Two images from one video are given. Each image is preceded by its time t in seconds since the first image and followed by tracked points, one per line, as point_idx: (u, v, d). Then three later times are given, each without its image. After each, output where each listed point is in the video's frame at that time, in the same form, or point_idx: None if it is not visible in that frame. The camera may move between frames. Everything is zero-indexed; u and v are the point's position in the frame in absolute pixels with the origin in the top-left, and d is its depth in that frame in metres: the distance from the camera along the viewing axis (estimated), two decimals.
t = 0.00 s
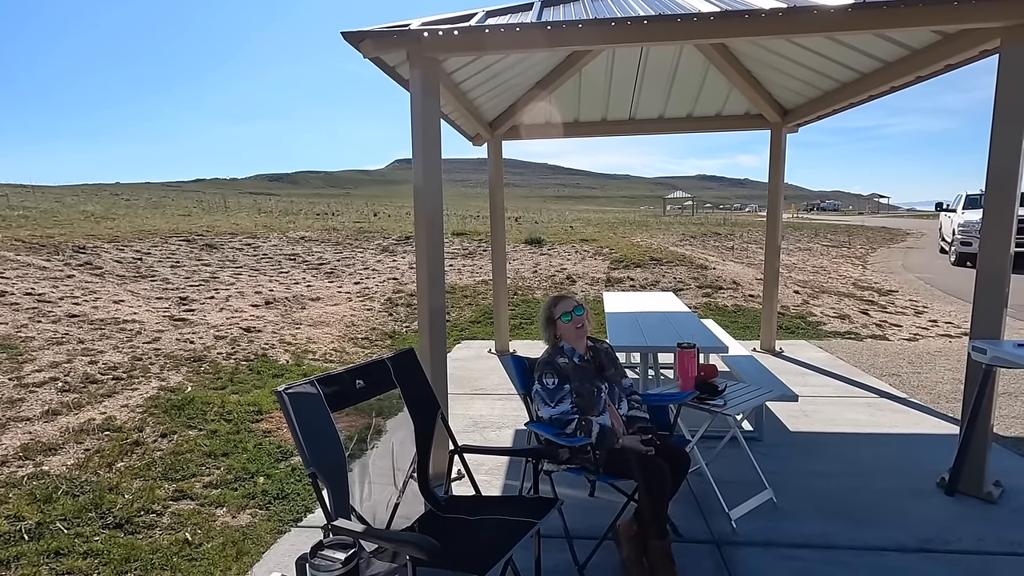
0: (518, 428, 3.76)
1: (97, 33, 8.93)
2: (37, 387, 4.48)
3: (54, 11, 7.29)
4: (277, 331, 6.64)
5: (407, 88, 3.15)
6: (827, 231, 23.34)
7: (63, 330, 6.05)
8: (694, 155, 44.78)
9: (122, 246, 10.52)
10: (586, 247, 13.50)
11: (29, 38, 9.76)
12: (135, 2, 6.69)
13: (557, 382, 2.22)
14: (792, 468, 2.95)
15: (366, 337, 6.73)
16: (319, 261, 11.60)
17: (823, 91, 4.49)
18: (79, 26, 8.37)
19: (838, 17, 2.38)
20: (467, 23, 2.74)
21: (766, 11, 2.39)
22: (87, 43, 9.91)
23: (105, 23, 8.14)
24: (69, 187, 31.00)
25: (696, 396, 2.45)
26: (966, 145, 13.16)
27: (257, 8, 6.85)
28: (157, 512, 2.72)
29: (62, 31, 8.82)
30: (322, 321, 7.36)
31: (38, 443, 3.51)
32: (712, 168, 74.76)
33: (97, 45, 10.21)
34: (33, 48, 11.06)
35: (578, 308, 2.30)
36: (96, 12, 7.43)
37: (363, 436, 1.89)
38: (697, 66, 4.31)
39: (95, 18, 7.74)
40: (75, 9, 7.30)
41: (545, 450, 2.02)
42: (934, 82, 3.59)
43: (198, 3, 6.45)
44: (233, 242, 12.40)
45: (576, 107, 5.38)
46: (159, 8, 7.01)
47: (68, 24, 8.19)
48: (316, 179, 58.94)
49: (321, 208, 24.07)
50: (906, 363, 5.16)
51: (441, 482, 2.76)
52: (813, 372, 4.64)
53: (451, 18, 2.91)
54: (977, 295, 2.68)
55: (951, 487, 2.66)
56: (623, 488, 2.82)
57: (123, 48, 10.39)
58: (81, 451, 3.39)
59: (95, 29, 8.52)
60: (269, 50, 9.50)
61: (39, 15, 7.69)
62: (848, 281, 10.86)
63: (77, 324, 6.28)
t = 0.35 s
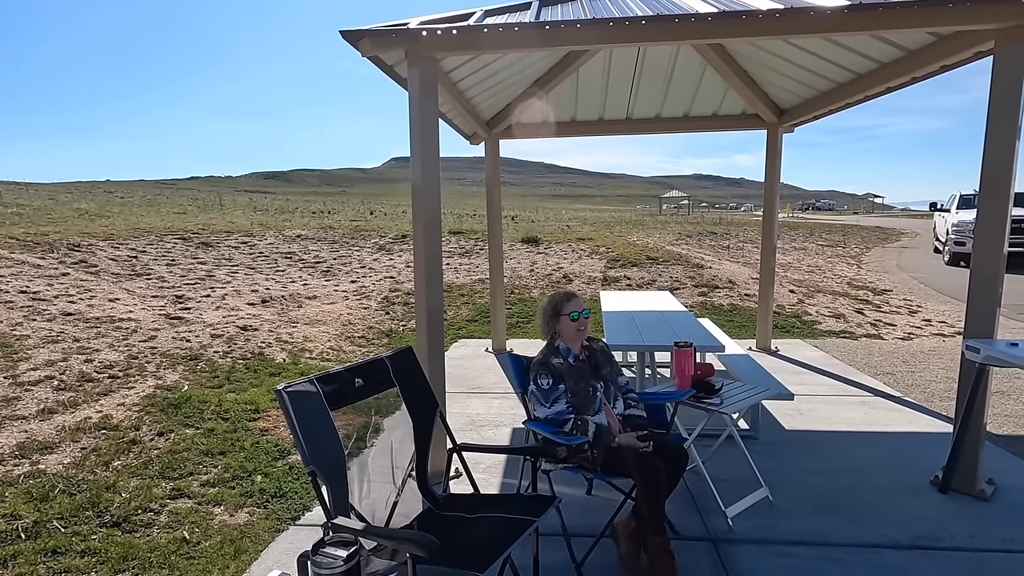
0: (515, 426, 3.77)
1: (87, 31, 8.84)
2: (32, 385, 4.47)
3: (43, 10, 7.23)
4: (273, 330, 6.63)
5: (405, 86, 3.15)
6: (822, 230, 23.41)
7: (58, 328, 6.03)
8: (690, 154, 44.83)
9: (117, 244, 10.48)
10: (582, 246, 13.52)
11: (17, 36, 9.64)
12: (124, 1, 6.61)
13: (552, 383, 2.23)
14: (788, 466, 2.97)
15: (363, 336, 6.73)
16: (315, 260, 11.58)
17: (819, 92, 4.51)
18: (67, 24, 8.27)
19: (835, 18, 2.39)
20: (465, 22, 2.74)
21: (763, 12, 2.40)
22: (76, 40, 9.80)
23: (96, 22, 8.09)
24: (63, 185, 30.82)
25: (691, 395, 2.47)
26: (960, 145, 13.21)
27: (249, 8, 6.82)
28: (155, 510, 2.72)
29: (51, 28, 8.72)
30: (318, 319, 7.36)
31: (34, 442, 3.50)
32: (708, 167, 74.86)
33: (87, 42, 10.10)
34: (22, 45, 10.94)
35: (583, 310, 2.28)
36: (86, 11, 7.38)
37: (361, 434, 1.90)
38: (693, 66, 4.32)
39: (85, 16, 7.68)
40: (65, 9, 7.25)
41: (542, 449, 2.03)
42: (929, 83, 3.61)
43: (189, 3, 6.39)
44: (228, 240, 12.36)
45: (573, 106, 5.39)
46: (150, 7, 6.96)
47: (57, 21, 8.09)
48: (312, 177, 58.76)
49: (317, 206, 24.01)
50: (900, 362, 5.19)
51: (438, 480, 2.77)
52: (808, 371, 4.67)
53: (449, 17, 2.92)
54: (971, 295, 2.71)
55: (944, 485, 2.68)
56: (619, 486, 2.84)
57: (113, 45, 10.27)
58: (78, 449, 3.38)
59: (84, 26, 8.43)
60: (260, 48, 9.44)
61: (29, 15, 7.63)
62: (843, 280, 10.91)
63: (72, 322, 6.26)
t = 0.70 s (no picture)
0: (514, 424, 3.79)
1: (81, 25, 8.76)
2: (31, 383, 4.47)
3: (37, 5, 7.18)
4: (271, 328, 6.63)
5: (405, 85, 3.16)
6: (818, 228, 23.51)
7: (55, 326, 6.02)
8: (687, 152, 44.87)
9: (114, 241, 10.45)
10: (580, 244, 13.54)
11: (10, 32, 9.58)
12: None
13: (550, 383, 2.25)
14: (784, 464, 2.99)
15: (361, 333, 6.74)
16: (313, 257, 11.57)
17: (816, 91, 4.53)
18: (61, 19, 8.23)
19: (833, 19, 2.41)
20: (465, 21, 2.75)
21: (762, 12, 2.41)
22: (70, 35, 9.74)
23: (90, 17, 8.06)
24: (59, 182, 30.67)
25: (688, 394, 2.49)
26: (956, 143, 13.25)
27: (245, 5, 6.79)
28: (155, 508, 2.73)
29: (45, 23, 8.65)
30: (316, 317, 7.36)
31: (33, 439, 3.51)
32: (706, 165, 74.90)
33: (81, 37, 10.03)
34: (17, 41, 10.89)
35: (584, 309, 2.29)
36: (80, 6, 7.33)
37: (363, 432, 1.91)
38: (691, 65, 4.34)
39: (79, 12, 7.63)
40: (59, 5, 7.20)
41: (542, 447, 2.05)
42: (926, 82, 3.62)
43: None
44: (225, 237, 12.34)
45: (571, 105, 5.40)
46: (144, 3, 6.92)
47: (50, 16, 8.01)
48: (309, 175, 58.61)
49: (315, 203, 23.94)
50: (896, 360, 5.23)
51: (438, 478, 2.79)
52: (805, 369, 4.70)
53: (449, 16, 2.93)
54: (967, 295, 2.73)
55: (939, 482, 2.71)
56: (618, 483, 2.86)
57: (107, 41, 10.23)
58: (77, 447, 3.39)
59: (78, 21, 8.35)
60: (256, 44, 9.40)
61: (23, 10, 7.58)
62: (840, 278, 10.95)
63: (70, 320, 6.26)
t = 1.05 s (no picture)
0: (511, 421, 3.80)
1: (74, 21, 8.68)
2: (26, 380, 4.46)
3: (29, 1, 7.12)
4: (267, 325, 6.62)
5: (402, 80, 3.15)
6: (814, 225, 23.60)
7: (50, 323, 6.00)
8: (683, 149, 44.90)
9: (108, 238, 10.40)
10: (576, 241, 13.55)
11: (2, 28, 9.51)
12: None
13: (551, 377, 2.24)
14: (781, 460, 3.01)
15: (358, 330, 6.73)
16: (309, 254, 11.54)
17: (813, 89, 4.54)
18: (54, 15, 8.17)
19: (830, 16, 2.42)
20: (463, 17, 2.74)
21: (760, 9, 2.41)
22: (64, 31, 9.67)
23: (84, 13, 8.00)
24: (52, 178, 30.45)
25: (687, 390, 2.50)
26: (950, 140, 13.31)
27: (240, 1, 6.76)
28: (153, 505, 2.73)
29: (37, 18, 8.56)
30: (313, 314, 7.35)
31: (29, 436, 3.50)
32: (702, 163, 74.97)
33: (75, 33, 9.96)
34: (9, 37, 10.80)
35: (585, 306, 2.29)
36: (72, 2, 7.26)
37: (362, 429, 1.91)
38: (688, 62, 4.34)
39: (72, 7, 7.57)
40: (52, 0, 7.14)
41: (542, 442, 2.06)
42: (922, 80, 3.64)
43: None
44: (221, 234, 12.30)
45: (568, 102, 5.40)
46: None
47: (43, 11, 7.93)
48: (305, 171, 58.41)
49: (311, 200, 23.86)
50: (890, 356, 5.26)
51: (437, 474, 2.80)
52: (801, 365, 4.72)
53: (447, 12, 2.92)
54: (961, 292, 2.75)
55: (934, 477, 2.73)
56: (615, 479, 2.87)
57: (101, 37, 10.16)
58: (73, 444, 3.38)
59: (71, 16, 8.27)
60: (252, 40, 9.35)
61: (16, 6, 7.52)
62: (835, 275, 10.99)
63: (65, 317, 6.23)
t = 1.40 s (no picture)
0: (507, 417, 3.80)
1: (68, 16, 8.59)
2: (19, 377, 4.43)
3: None
4: (262, 322, 6.59)
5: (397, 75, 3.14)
6: (808, 224, 23.68)
7: (43, 319, 5.95)
8: (679, 147, 44.96)
9: (102, 235, 10.33)
10: (572, 239, 13.54)
11: None
12: None
13: (549, 371, 2.25)
14: (776, 454, 3.02)
15: (353, 327, 6.71)
16: (304, 251, 11.50)
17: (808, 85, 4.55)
18: (48, 11, 8.10)
19: (827, 11, 2.42)
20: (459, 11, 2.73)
21: (757, 4, 2.41)
22: (57, 27, 9.60)
23: (78, 9, 7.93)
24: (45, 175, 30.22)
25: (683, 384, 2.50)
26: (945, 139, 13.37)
27: None
28: (148, 501, 2.71)
29: (31, 15, 8.48)
30: (308, 311, 7.32)
31: (23, 433, 3.47)
32: (697, 161, 75.07)
33: (69, 30, 9.88)
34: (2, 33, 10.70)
35: (583, 300, 2.30)
36: None
37: (358, 424, 1.90)
38: (685, 58, 4.34)
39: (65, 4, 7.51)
40: None
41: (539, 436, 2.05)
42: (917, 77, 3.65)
43: None
44: (215, 231, 12.23)
45: (564, 98, 5.39)
46: None
47: (36, 7, 7.86)
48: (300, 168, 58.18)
49: (306, 197, 23.78)
50: (885, 353, 5.28)
51: (433, 469, 2.79)
52: (796, 361, 4.73)
53: (443, 5, 2.90)
54: (955, 287, 2.76)
55: (928, 470, 2.74)
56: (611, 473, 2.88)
57: (96, 34, 10.08)
58: (66, 441, 3.36)
59: (65, 12, 8.19)
60: (248, 37, 9.30)
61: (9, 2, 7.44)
62: (829, 273, 11.02)
63: (58, 313, 6.19)
